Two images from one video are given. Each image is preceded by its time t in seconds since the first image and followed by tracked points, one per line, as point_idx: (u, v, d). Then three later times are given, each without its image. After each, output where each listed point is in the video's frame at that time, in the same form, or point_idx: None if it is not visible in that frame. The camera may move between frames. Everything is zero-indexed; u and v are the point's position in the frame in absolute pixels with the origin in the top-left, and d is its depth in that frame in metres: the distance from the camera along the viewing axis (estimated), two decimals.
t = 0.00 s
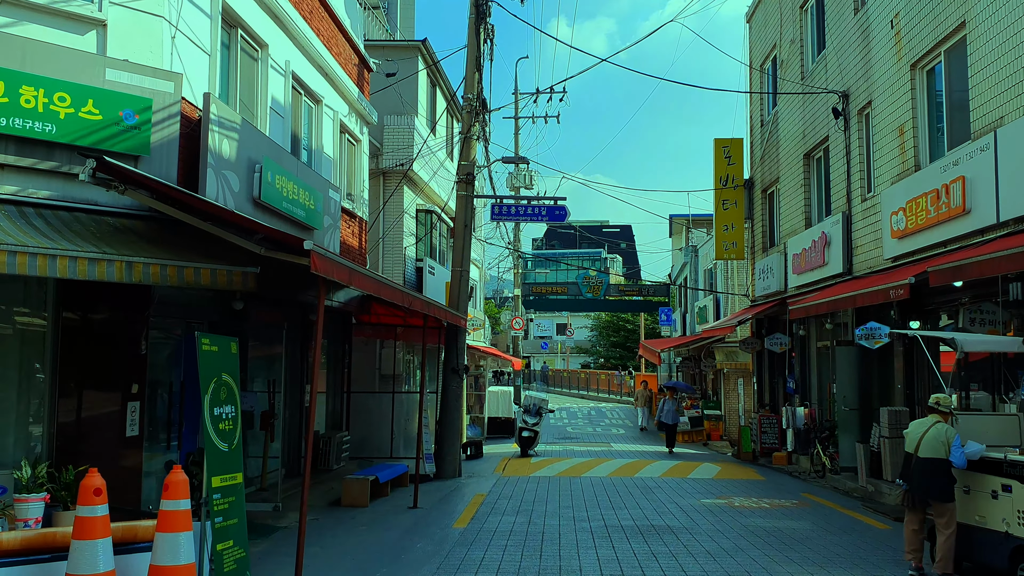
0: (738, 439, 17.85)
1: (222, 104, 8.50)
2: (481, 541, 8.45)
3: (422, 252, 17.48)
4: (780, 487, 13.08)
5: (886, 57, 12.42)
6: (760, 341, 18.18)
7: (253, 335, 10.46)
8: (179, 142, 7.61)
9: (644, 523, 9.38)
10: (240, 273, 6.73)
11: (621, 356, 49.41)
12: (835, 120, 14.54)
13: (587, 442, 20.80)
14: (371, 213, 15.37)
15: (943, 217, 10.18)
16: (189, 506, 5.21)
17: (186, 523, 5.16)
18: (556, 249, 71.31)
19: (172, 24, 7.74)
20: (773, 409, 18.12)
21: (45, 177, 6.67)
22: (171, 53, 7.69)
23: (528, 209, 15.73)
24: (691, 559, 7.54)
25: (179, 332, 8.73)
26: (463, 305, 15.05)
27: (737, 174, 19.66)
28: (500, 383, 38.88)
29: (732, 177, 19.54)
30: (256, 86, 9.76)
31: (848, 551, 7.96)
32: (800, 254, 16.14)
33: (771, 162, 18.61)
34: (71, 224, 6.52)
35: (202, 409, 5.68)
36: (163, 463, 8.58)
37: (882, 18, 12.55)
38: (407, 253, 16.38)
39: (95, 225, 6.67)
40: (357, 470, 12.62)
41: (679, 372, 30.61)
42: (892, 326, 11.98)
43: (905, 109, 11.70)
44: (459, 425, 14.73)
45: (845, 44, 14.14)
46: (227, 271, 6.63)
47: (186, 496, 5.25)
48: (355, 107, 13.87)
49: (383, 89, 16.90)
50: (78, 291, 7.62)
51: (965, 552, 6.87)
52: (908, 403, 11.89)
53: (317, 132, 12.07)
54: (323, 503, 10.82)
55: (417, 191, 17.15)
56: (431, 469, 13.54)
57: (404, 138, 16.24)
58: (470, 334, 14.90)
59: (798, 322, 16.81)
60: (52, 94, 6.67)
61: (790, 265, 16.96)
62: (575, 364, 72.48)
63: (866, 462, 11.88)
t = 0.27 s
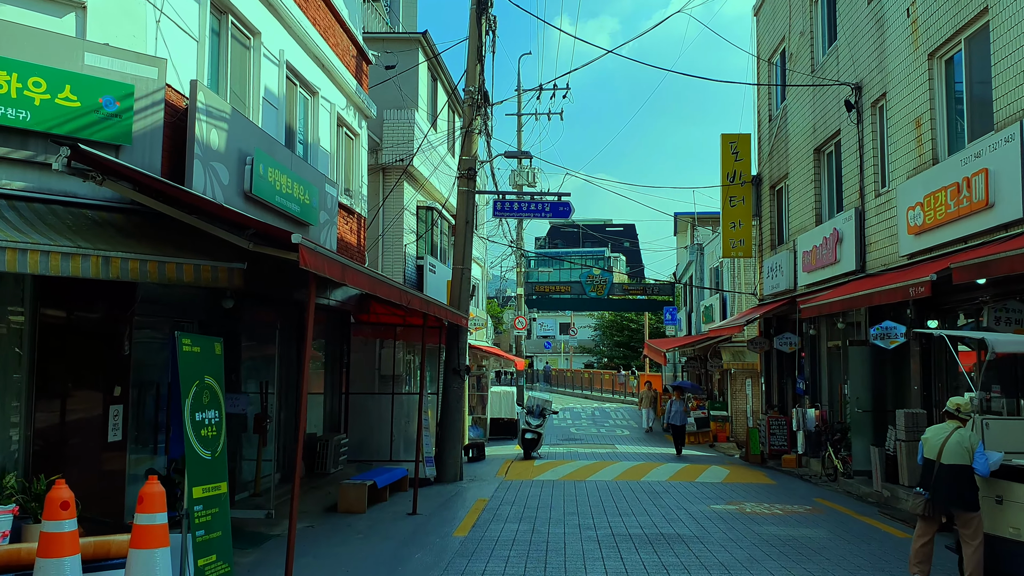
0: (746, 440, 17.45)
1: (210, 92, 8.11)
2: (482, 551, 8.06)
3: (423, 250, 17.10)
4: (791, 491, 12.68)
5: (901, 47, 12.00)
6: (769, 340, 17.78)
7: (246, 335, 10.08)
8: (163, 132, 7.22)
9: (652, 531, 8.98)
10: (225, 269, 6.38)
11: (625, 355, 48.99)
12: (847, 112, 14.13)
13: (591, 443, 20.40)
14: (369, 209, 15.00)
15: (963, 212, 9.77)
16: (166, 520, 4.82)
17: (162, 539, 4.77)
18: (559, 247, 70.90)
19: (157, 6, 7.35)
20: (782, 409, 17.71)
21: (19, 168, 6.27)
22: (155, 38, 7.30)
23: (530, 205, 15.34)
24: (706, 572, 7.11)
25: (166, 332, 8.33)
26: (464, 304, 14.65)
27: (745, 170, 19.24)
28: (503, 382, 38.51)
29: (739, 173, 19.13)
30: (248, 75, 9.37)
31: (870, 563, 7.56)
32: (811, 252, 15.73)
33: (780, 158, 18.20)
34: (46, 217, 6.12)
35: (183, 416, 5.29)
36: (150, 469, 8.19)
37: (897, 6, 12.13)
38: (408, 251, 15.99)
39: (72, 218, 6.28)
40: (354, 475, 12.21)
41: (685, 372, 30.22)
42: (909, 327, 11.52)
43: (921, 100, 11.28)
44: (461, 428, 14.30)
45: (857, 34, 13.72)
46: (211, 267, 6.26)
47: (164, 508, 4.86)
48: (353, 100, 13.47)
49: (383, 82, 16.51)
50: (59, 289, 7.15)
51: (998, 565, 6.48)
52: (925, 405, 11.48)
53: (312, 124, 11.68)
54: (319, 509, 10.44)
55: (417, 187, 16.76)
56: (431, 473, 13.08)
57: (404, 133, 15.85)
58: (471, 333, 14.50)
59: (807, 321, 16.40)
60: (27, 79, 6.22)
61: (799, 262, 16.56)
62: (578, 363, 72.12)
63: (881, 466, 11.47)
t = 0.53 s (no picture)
0: (752, 440, 17.09)
1: (200, 77, 7.75)
2: (484, 558, 7.70)
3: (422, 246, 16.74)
4: (801, 493, 12.33)
5: (915, 35, 11.64)
6: (775, 338, 17.43)
7: (238, 332, 9.72)
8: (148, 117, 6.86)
9: (661, 536, 8.63)
10: (211, 260, 6.02)
11: (626, 354, 48.62)
12: (857, 104, 13.77)
13: (594, 443, 20.05)
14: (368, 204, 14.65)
15: (984, 204, 9.41)
16: (143, 530, 4.47)
17: (138, 550, 4.42)
18: (560, 246, 70.52)
19: None
20: (789, 409, 17.37)
21: None
22: (139, 19, 6.94)
23: (532, 199, 14.99)
24: None
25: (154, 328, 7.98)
26: (465, 300, 14.31)
27: (750, 165, 18.88)
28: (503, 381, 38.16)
29: (745, 168, 18.76)
30: (240, 61, 9.01)
31: (891, 569, 7.21)
32: (819, 248, 15.37)
33: (787, 152, 17.84)
34: (21, 206, 5.77)
35: (164, 415, 4.97)
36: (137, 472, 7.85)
37: None
38: (407, 246, 15.63)
39: (50, 207, 5.93)
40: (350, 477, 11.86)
41: (688, 371, 29.88)
42: (923, 324, 11.18)
43: (937, 90, 10.92)
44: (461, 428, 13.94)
45: (868, 23, 13.36)
46: (195, 258, 5.90)
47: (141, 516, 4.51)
48: (350, 91, 13.12)
49: (381, 75, 16.16)
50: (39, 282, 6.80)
51: None
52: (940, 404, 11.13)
53: (308, 115, 11.33)
54: (315, 512, 10.09)
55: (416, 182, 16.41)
56: (431, 474, 12.74)
57: (403, 126, 15.50)
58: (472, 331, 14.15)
59: (815, 319, 16.05)
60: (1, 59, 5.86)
61: (807, 259, 16.20)
62: (579, 362, 71.78)
63: (895, 468, 11.12)
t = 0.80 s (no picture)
0: (759, 443, 16.71)
1: (188, 66, 7.39)
2: (487, 571, 7.34)
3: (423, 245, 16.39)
4: (812, 499, 11.96)
5: (931, 27, 11.26)
6: (783, 339, 17.06)
7: (232, 333, 9.36)
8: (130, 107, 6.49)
9: (670, 546, 8.26)
10: (194, 258, 5.66)
11: (629, 355, 48.25)
12: (870, 99, 13.39)
13: (598, 446, 19.68)
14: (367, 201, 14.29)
15: (1007, 200, 9.05)
16: (115, 550, 4.14)
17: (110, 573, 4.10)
18: (562, 246, 70.13)
19: None
20: (798, 411, 17.00)
21: None
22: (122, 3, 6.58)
23: (535, 197, 14.63)
24: None
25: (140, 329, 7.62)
26: (466, 300, 13.94)
27: (757, 163, 18.50)
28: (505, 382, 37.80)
29: (752, 166, 18.38)
30: (232, 51, 8.64)
31: None
32: (829, 247, 15.00)
33: (795, 149, 17.47)
34: None
35: (140, 427, 4.63)
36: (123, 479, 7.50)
37: None
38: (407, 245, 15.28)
39: (23, 202, 5.59)
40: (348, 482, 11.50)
41: (692, 372, 29.50)
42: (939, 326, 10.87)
43: (955, 82, 10.54)
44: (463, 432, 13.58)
45: (881, 15, 12.98)
46: (177, 255, 5.53)
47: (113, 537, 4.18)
48: (348, 85, 12.76)
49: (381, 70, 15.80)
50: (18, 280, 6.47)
51: None
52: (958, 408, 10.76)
53: (304, 109, 10.97)
54: (310, 519, 9.73)
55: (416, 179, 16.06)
56: (431, 478, 12.23)
57: (402, 122, 15.14)
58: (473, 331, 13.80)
59: (825, 319, 15.68)
60: None
61: (817, 258, 15.83)
62: (581, 363, 71.40)
63: (911, 474, 10.74)
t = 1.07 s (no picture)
0: (766, 443, 16.34)
1: (172, 46, 7.04)
2: None
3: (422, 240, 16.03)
4: (823, 500, 11.60)
5: (946, 11, 10.89)
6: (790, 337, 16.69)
7: (222, 327, 9.02)
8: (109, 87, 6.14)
9: (679, 550, 7.90)
10: (174, 245, 5.31)
11: (631, 353, 47.87)
12: (881, 88, 13.02)
13: (601, 446, 19.33)
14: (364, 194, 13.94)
15: None
16: (75, 561, 3.98)
17: None
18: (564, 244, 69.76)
19: None
20: (805, 410, 16.64)
21: None
22: None
23: (537, 190, 14.27)
24: None
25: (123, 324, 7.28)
26: (466, 296, 13.59)
27: (764, 156, 18.13)
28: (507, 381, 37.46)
29: (758, 159, 18.02)
30: (220, 33, 8.29)
31: None
32: (838, 241, 14.63)
33: (802, 142, 17.10)
34: None
35: (109, 426, 4.32)
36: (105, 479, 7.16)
37: None
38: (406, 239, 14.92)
39: None
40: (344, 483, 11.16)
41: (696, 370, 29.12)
42: (955, 321, 10.55)
43: (972, 68, 10.17)
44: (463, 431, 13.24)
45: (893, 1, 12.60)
46: (155, 242, 5.18)
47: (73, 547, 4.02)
48: (345, 74, 12.41)
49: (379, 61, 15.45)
50: None
51: None
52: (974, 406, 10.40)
53: (298, 97, 10.62)
54: (304, 521, 9.39)
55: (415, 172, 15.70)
56: (430, 478, 11.88)
57: (401, 113, 14.78)
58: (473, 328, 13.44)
59: (834, 316, 15.31)
60: None
61: (825, 253, 15.46)
62: (583, 361, 71.05)
63: (926, 474, 10.38)
